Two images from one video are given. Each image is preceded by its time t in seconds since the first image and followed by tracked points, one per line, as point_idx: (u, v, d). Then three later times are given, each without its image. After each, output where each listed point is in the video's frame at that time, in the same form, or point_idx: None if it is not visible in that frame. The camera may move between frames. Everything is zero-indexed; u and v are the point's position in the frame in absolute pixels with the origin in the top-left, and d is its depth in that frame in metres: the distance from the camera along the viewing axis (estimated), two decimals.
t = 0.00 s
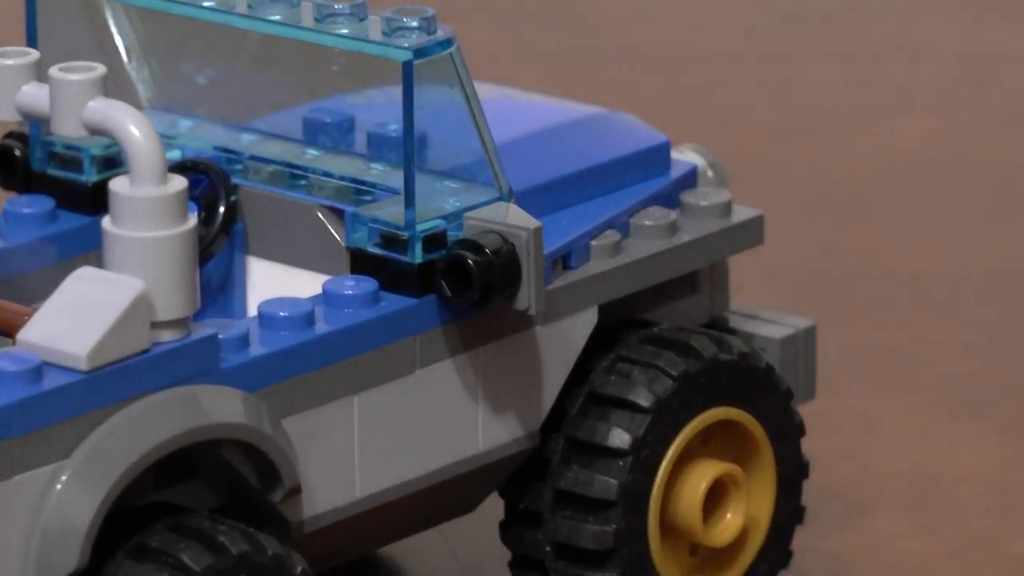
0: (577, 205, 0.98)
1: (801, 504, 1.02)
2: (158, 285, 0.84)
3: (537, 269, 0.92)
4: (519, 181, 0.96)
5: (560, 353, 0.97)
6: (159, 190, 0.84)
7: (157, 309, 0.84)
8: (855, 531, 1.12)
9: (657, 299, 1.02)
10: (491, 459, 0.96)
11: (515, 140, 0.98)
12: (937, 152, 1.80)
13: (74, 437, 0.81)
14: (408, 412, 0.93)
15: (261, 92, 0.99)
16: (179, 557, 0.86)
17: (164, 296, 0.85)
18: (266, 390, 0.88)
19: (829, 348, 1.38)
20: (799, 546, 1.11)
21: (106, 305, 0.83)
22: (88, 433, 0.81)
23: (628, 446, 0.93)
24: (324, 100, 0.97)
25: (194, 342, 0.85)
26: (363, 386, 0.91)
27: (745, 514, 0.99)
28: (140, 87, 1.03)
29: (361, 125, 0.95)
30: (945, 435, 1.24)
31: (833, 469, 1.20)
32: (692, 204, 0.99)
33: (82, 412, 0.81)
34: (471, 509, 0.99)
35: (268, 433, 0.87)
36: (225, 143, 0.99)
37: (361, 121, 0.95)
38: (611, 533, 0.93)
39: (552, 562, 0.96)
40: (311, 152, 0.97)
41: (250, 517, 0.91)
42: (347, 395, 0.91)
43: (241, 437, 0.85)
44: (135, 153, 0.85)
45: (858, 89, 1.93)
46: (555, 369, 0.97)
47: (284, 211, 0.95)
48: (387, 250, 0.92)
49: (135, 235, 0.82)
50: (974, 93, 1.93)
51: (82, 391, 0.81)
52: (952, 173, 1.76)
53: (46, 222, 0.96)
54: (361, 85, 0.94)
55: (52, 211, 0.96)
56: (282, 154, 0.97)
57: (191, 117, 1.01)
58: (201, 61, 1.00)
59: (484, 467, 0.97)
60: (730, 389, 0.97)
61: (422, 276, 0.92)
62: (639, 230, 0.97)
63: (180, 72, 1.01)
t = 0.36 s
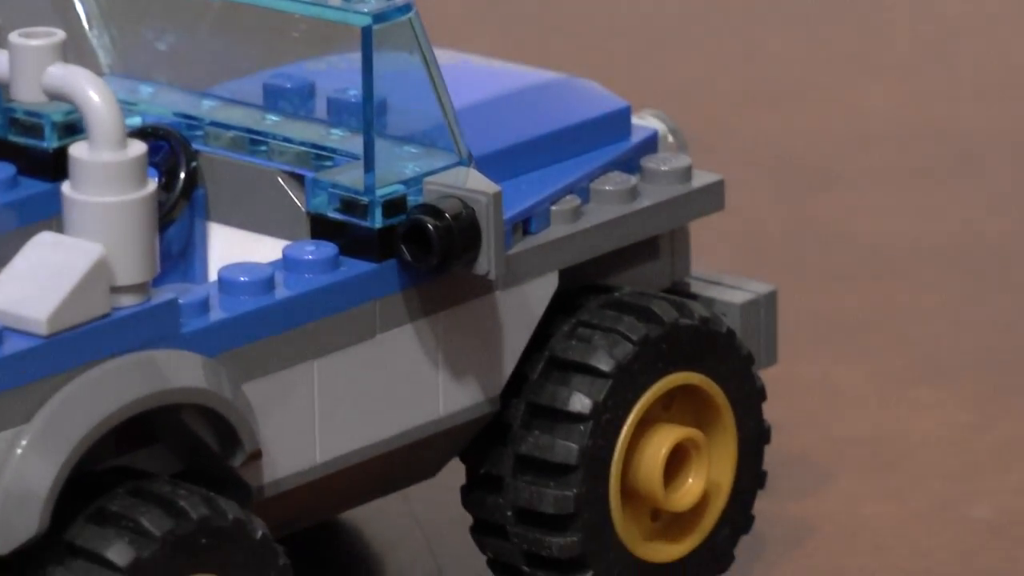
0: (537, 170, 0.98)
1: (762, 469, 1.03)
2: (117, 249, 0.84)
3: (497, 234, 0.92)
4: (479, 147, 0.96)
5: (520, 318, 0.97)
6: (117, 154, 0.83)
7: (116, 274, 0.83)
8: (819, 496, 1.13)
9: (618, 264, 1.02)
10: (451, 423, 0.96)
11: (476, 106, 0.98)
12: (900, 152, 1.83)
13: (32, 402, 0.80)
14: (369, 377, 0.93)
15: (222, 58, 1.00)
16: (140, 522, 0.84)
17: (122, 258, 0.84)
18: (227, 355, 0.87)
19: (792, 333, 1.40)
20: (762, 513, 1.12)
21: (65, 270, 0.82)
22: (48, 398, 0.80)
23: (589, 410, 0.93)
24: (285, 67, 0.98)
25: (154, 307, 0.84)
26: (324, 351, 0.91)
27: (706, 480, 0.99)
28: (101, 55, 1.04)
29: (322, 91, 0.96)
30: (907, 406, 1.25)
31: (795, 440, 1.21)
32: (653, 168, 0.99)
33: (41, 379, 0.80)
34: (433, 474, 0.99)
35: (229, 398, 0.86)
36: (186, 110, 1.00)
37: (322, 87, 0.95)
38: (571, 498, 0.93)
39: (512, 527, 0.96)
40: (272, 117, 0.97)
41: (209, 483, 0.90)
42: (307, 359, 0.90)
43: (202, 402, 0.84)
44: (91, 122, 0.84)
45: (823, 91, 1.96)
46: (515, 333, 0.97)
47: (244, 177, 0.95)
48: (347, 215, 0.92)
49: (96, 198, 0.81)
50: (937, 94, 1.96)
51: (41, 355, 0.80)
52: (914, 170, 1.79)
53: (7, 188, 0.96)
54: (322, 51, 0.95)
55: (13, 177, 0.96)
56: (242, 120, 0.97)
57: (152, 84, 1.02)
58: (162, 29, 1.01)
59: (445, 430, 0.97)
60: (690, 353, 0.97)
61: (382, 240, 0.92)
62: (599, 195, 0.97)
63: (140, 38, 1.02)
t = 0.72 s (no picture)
0: (514, 127, 0.98)
1: (740, 427, 1.04)
2: (92, 206, 0.83)
3: (473, 190, 0.91)
4: (455, 105, 0.96)
5: (498, 274, 0.97)
6: (93, 111, 0.83)
7: (92, 230, 0.83)
8: (797, 455, 1.14)
9: (596, 223, 1.02)
10: (428, 381, 0.96)
11: (453, 63, 0.99)
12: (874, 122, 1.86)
13: (7, 358, 0.79)
14: (347, 335, 0.92)
15: (197, 17, 1.00)
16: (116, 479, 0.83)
17: (98, 215, 0.83)
18: (204, 312, 0.87)
19: (769, 296, 1.41)
20: (740, 471, 1.13)
21: (41, 227, 0.81)
22: (25, 354, 0.80)
23: (566, 367, 0.93)
24: (261, 25, 0.98)
25: (131, 264, 0.84)
26: (301, 310, 0.90)
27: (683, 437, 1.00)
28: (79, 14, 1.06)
29: (298, 50, 0.96)
30: (884, 366, 1.26)
31: (771, 401, 1.22)
32: (629, 126, 1.00)
33: (19, 336, 0.79)
34: (411, 433, 0.99)
35: (205, 355, 0.85)
36: (162, 68, 1.00)
37: (298, 45, 0.96)
38: (548, 456, 0.93)
39: (489, 485, 0.96)
40: (248, 76, 0.97)
41: (185, 440, 0.89)
42: (283, 317, 0.90)
43: (178, 359, 0.83)
44: (65, 79, 0.83)
45: (800, 85, 1.99)
46: (492, 292, 0.97)
47: (218, 135, 0.95)
48: (323, 172, 0.91)
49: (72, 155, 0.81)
50: (909, 80, 1.99)
51: (17, 312, 0.79)
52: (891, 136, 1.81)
53: None
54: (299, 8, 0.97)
55: None
56: (218, 79, 0.97)
57: (129, 42, 1.03)
58: None
59: (422, 388, 0.96)
60: (666, 311, 0.97)
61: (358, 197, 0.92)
62: (575, 152, 0.98)
63: None
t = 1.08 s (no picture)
0: (502, 87, 0.99)
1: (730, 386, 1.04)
2: (82, 164, 0.82)
3: (461, 149, 0.91)
4: (444, 66, 0.96)
5: (487, 233, 0.97)
6: (82, 67, 0.81)
7: (81, 189, 0.81)
8: (788, 417, 1.14)
9: (587, 182, 1.03)
10: (417, 341, 0.95)
11: (442, 23, 1.00)
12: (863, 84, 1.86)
13: None
14: (337, 296, 0.92)
15: None
16: (105, 439, 0.82)
17: (87, 174, 0.82)
18: (193, 271, 0.86)
19: (761, 259, 1.41)
20: (732, 431, 1.13)
21: (28, 187, 0.80)
22: (13, 316, 0.79)
23: (556, 326, 0.94)
24: None
25: (120, 223, 0.82)
26: (290, 270, 0.90)
27: (674, 397, 1.00)
28: None
29: (288, 10, 0.98)
30: (874, 327, 1.26)
31: (763, 363, 1.22)
32: (618, 85, 1.01)
33: (9, 295, 0.78)
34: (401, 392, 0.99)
35: (194, 315, 0.84)
36: (151, 30, 1.00)
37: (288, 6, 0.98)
38: (539, 415, 0.93)
39: (480, 444, 0.96)
40: (236, 37, 0.97)
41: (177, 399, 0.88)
42: (272, 277, 0.89)
43: (166, 318, 0.82)
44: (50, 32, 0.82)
45: (790, 49, 1.99)
46: (481, 252, 0.97)
47: (208, 95, 0.95)
48: (312, 132, 0.91)
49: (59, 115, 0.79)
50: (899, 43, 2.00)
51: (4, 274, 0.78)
52: (880, 97, 1.82)
53: None
54: None
55: None
56: (208, 39, 0.97)
57: (118, 4, 1.04)
58: None
59: (412, 348, 0.96)
60: (656, 270, 0.97)
61: (347, 157, 0.91)
62: (565, 111, 0.99)
63: None
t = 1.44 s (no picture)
0: (499, 49, 0.98)
1: (729, 348, 1.04)
2: (78, 125, 0.80)
3: (460, 111, 0.91)
4: (442, 28, 0.96)
5: (484, 194, 0.97)
6: (79, 31, 0.79)
7: (78, 151, 0.80)
8: (787, 381, 1.14)
9: (584, 144, 1.03)
10: (415, 303, 0.95)
11: None
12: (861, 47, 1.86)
13: None
14: (336, 258, 0.91)
15: None
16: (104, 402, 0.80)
17: (84, 135, 0.80)
18: (192, 233, 0.85)
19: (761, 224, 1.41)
20: (731, 395, 1.13)
21: (25, 149, 0.78)
22: (13, 277, 0.77)
23: (556, 288, 0.93)
24: None
25: (119, 184, 0.81)
26: (289, 232, 0.89)
27: (672, 359, 1.00)
28: None
29: None
30: (873, 290, 1.26)
31: (761, 328, 1.22)
32: (616, 47, 1.01)
33: (7, 257, 0.77)
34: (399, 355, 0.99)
35: (193, 277, 0.83)
36: None
37: None
38: (538, 376, 0.93)
39: (479, 407, 0.97)
40: None
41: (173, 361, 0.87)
42: (270, 239, 0.88)
43: (164, 280, 0.81)
44: None
45: (787, 16, 1.99)
46: (479, 214, 0.97)
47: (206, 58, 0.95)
48: (309, 94, 0.90)
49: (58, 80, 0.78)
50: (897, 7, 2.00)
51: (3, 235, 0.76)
52: (879, 60, 1.81)
53: None
54: None
55: None
56: (205, 2, 0.97)
57: None
58: None
59: (410, 311, 0.96)
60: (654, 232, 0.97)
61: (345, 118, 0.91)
62: (563, 73, 0.99)
63: None
